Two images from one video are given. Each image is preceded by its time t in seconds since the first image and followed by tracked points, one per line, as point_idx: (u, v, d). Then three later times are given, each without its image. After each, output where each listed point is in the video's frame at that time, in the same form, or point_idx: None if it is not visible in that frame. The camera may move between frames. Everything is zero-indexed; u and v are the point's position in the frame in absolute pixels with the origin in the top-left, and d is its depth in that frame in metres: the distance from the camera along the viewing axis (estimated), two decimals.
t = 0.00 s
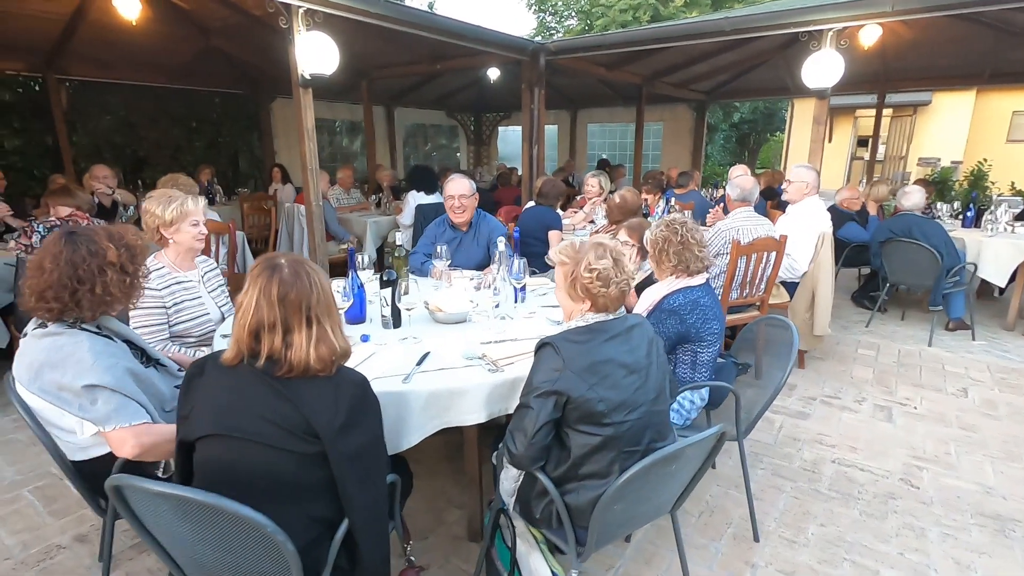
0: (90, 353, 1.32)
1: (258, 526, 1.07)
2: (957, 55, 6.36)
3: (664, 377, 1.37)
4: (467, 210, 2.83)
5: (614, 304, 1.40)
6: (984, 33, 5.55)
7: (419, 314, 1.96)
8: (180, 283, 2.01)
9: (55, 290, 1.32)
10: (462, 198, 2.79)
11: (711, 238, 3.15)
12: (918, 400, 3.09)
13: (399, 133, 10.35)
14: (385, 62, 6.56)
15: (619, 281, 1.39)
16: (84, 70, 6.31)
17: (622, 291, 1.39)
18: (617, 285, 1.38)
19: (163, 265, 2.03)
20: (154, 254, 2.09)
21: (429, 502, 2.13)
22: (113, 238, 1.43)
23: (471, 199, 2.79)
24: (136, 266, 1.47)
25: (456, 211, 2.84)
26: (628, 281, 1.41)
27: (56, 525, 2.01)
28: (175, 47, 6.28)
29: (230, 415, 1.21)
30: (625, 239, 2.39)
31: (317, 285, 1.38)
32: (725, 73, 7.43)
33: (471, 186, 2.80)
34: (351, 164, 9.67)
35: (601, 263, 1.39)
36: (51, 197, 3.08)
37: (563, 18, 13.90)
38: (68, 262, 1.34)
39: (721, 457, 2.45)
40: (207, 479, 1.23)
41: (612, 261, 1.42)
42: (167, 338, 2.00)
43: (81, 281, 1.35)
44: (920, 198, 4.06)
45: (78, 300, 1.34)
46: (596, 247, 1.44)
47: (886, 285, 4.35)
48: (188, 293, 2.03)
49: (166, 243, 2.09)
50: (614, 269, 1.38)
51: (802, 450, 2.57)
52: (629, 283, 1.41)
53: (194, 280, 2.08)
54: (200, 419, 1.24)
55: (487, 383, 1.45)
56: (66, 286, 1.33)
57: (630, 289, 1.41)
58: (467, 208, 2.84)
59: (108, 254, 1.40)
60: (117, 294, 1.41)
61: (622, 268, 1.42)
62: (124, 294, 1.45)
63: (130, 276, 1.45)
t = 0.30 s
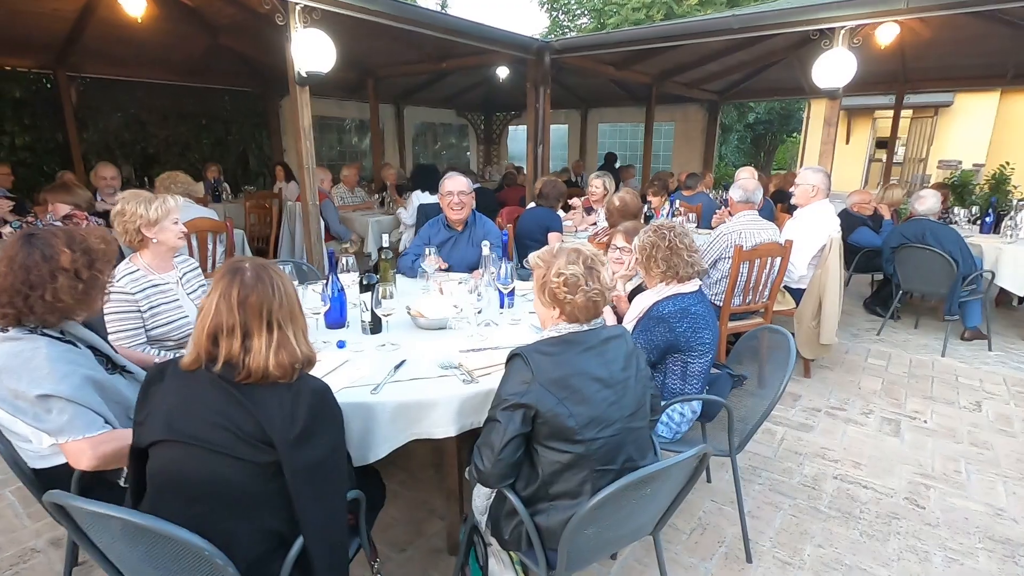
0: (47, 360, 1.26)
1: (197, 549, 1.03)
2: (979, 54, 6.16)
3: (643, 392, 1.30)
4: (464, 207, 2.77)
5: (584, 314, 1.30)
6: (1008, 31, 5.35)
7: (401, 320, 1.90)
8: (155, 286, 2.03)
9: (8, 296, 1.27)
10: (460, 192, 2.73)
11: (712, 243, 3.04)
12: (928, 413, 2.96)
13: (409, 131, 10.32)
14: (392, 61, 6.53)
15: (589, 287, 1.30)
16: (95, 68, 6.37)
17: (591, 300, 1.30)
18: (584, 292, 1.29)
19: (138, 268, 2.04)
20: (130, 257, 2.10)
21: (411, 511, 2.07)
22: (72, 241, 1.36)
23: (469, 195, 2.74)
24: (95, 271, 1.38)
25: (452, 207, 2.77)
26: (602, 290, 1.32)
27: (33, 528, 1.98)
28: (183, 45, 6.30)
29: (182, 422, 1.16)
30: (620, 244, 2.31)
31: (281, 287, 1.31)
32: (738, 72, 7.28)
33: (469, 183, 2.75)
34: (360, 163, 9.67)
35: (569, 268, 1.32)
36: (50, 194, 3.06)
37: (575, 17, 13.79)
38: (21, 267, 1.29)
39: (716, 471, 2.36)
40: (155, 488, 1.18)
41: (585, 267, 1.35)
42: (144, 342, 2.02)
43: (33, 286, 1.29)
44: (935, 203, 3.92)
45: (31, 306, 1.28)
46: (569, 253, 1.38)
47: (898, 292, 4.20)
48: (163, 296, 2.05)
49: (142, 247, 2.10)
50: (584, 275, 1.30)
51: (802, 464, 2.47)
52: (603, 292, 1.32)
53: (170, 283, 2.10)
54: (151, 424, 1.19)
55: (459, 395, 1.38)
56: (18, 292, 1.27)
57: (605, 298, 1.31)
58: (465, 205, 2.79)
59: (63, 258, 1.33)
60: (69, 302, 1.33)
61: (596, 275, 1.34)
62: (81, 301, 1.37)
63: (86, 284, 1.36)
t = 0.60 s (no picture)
0: (25, 349, 1.23)
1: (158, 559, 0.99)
2: (1000, 50, 5.99)
3: (630, 399, 1.25)
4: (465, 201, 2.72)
5: (560, 315, 1.26)
6: None
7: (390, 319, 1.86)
8: (145, 281, 2.00)
9: None
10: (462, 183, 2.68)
11: (716, 242, 2.97)
12: (938, 421, 2.87)
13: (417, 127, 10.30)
14: (399, 57, 6.50)
15: (563, 288, 1.26)
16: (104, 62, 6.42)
17: (565, 300, 1.25)
18: (558, 292, 1.25)
19: (128, 264, 2.02)
20: (122, 253, 2.08)
21: (400, 514, 2.03)
22: (34, 242, 1.32)
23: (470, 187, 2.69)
24: (55, 275, 1.32)
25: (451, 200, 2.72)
26: (580, 291, 1.26)
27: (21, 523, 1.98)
28: (191, 40, 6.32)
29: (154, 416, 1.12)
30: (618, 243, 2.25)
31: (262, 283, 1.28)
32: (750, 69, 7.15)
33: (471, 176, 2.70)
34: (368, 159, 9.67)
35: (545, 267, 1.30)
36: (49, 188, 3.06)
37: (587, 13, 13.68)
38: None
39: (716, 478, 2.30)
40: (126, 485, 1.15)
41: (564, 266, 1.31)
42: (133, 338, 1.99)
43: None
44: (949, 203, 3.77)
45: None
46: (550, 251, 1.35)
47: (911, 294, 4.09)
48: (154, 291, 2.03)
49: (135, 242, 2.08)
50: (557, 273, 1.27)
51: (806, 472, 2.40)
52: (580, 293, 1.27)
53: (162, 278, 2.08)
54: (125, 418, 1.16)
55: (441, 397, 1.34)
56: None
57: (582, 299, 1.25)
58: (465, 197, 2.73)
59: (18, 260, 1.27)
60: (22, 305, 1.25)
61: (574, 274, 1.29)
62: (37, 306, 1.30)
63: (40, 286, 1.28)
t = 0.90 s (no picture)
0: None
1: None
2: (1012, 45, 5.86)
3: (617, 410, 1.18)
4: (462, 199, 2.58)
5: (536, 320, 1.17)
6: None
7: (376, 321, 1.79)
8: (127, 281, 1.95)
9: None
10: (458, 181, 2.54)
11: (717, 241, 2.88)
12: (947, 425, 2.78)
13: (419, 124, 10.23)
14: (398, 52, 6.43)
15: (538, 289, 1.17)
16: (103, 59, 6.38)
17: (538, 303, 1.16)
18: (531, 295, 1.17)
19: (110, 262, 1.96)
20: (103, 252, 2.02)
21: (388, 521, 1.97)
22: None
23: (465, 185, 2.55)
24: None
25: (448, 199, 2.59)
26: (555, 296, 1.15)
27: None
28: (189, 35, 6.26)
29: (118, 415, 1.05)
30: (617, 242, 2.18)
31: (238, 283, 1.21)
32: (755, 64, 7.04)
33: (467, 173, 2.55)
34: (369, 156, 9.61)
35: (527, 267, 1.22)
36: (30, 184, 3.00)
37: (591, 9, 13.58)
38: None
39: (715, 485, 2.22)
40: (86, 492, 1.06)
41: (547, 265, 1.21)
42: (111, 339, 1.92)
43: None
44: (958, 201, 3.68)
45: None
46: (538, 250, 1.27)
47: (919, 294, 3.99)
48: (136, 292, 1.97)
49: (117, 240, 2.02)
50: (525, 273, 1.20)
51: (808, 478, 2.32)
52: (555, 297, 1.16)
53: (144, 278, 2.02)
54: (88, 420, 1.08)
55: (420, 405, 1.27)
56: None
57: (553, 305, 1.14)
58: (463, 195, 2.60)
59: None
60: None
61: (553, 276, 1.18)
62: None
63: None
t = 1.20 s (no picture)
0: None
1: None
2: (1010, 41, 5.80)
3: (598, 427, 1.10)
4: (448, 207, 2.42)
5: (507, 335, 1.08)
6: None
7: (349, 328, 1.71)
8: (93, 285, 1.85)
9: None
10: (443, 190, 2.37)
11: (709, 241, 2.79)
12: (948, 430, 2.70)
13: (412, 123, 10.12)
14: (389, 49, 6.33)
15: (508, 303, 1.08)
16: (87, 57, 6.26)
17: (507, 319, 1.07)
18: (500, 309, 1.08)
19: (75, 266, 1.86)
20: (67, 255, 1.92)
21: (364, 537, 1.88)
22: None
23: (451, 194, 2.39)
24: None
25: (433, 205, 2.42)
26: (525, 312, 1.05)
27: None
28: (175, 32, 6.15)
29: (47, 430, 0.90)
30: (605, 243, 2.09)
31: (190, 287, 1.07)
32: (751, 60, 6.96)
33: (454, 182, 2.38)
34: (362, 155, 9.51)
35: (499, 275, 1.11)
36: None
37: (586, 6, 13.50)
38: None
39: (709, 496, 2.13)
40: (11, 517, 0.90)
41: (522, 275, 1.11)
42: (74, 345, 1.81)
43: None
44: (958, 198, 3.61)
45: None
46: (515, 255, 1.16)
47: (918, 294, 3.92)
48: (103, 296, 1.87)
49: (82, 243, 1.91)
50: (494, 286, 1.11)
51: (805, 488, 2.23)
52: (527, 312, 1.06)
53: (112, 283, 1.92)
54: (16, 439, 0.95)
55: (388, 421, 1.18)
56: None
57: (522, 324, 1.05)
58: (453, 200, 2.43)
59: None
60: None
61: (525, 288, 1.08)
62: None
63: None
